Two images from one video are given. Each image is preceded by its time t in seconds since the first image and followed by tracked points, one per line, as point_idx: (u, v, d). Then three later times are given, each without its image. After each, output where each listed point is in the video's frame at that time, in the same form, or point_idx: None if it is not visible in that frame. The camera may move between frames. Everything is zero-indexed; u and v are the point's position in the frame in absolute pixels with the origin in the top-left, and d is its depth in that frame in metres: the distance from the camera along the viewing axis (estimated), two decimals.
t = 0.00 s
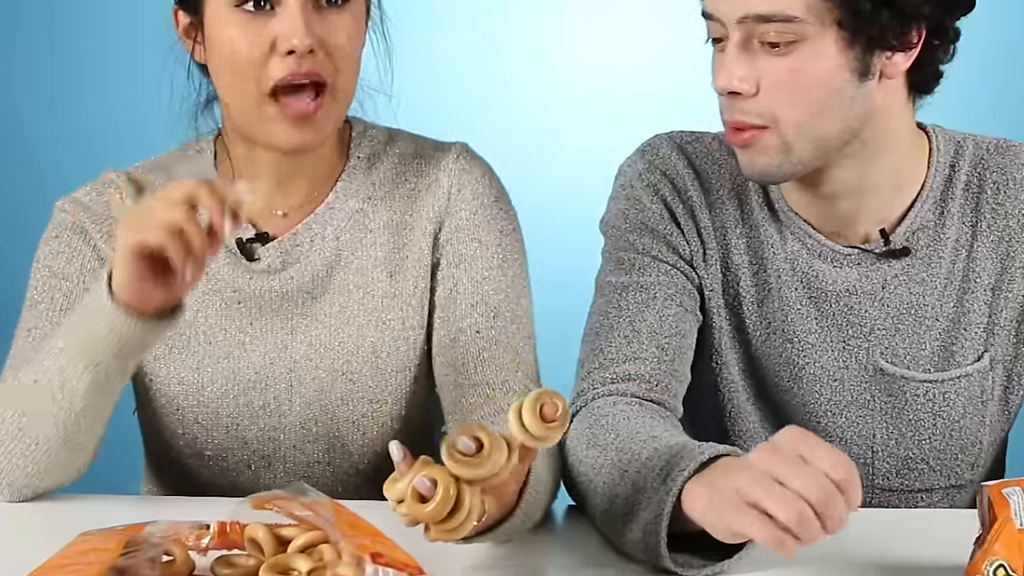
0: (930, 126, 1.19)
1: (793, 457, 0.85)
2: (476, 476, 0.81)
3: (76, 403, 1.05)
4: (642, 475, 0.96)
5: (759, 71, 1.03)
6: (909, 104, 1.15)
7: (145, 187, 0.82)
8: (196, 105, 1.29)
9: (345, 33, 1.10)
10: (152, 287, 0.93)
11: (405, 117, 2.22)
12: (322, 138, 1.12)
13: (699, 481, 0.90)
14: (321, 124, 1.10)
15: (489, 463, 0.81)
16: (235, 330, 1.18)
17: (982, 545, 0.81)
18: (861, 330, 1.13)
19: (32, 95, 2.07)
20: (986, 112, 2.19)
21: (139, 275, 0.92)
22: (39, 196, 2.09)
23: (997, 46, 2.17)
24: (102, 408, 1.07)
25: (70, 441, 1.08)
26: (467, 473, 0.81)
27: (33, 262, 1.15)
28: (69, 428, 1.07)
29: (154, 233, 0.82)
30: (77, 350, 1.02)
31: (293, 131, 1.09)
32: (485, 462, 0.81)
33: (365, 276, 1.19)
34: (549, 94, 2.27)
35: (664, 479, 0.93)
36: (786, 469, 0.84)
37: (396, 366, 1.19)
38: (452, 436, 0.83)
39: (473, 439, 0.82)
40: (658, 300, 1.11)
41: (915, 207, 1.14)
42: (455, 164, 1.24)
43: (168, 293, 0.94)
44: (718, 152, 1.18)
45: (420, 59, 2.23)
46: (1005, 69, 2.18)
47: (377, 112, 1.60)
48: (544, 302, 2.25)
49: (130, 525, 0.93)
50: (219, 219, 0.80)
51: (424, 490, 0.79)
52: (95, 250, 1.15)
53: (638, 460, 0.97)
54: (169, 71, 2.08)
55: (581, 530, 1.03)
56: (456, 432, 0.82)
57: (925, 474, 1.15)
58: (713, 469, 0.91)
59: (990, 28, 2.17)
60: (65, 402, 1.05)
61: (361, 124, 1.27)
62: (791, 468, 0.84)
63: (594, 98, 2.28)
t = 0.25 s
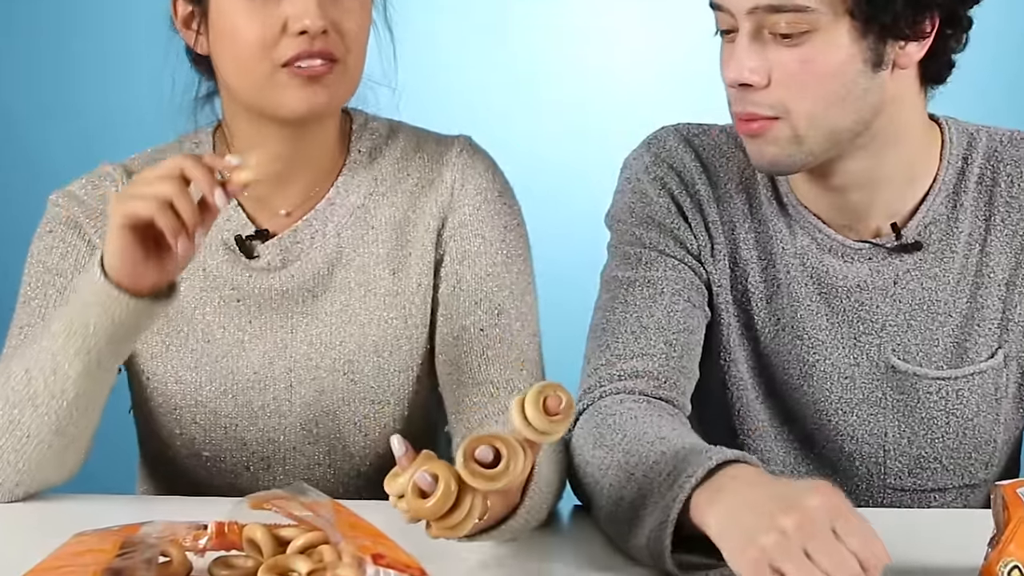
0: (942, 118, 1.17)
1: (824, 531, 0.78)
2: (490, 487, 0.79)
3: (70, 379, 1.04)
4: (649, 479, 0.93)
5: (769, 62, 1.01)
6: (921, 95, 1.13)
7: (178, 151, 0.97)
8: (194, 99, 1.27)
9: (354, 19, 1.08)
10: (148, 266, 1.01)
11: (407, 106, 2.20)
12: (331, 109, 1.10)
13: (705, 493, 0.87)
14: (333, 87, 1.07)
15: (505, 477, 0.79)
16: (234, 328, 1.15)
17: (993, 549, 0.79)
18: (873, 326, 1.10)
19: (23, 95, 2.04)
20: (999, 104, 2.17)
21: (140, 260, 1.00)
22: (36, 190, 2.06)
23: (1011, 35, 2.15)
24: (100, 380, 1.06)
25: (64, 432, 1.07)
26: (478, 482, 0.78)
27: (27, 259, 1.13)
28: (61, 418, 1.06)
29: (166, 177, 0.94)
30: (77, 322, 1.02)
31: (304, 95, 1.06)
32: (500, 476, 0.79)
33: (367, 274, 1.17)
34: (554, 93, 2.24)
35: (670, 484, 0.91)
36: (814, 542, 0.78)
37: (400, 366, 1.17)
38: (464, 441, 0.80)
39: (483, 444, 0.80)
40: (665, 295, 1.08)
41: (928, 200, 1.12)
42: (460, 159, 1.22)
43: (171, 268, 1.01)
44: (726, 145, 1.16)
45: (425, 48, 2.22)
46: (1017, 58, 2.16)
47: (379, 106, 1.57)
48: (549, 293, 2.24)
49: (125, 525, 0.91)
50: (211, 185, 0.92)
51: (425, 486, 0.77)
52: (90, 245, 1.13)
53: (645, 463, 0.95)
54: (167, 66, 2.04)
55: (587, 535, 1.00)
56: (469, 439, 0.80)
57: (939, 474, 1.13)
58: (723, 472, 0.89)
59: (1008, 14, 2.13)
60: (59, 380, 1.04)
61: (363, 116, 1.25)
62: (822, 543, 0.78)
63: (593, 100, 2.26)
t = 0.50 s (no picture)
0: (955, 109, 1.15)
1: (832, 539, 0.80)
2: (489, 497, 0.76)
3: (74, 331, 1.01)
4: (655, 484, 0.92)
5: (790, 54, 0.99)
6: (935, 87, 1.11)
7: (185, 91, 1.03)
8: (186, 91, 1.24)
9: (351, 4, 1.04)
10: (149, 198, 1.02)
11: (402, 93, 2.17)
12: (331, 96, 1.06)
13: (712, 506, 0.87)
14: (333, 73, 1.04)
15: (504, 487, 0.76)
16: (229, 326, 1.12)
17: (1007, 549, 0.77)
18: (885, 322, 1.08)
19: (23, 96, 2.03)
20: (1016, 96, 2.15)
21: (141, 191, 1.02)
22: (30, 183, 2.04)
23: None
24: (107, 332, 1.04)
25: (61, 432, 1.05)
26: (475, 489, 0.75)
27: (19, 252, 1.11)
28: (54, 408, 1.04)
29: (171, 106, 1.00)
30: (81, 268, 1.00)
31: (304, 81, 1.03)
32: (501, 486, 0.76)
33: (366, 271, 1.14)
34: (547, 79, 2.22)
35: (676, 489, 0.90)
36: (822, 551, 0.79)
37: (400, 365, 1.16)
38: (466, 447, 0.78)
39: (484, 451, 0.77)
40: (673, 291, 1.06)
41: (941, 194, 1.10)
42: (459, 151, 1.18)
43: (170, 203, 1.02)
44: (735, 136, 1.14)
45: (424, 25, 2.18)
46: None
47: (375, 97, 1.54)
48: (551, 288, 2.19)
49: (123, 525, 0.88)
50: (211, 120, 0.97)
51: (409, 461, 0.75)
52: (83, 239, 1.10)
53: (652, 468, 0.93)
54: (161, 70, 2.01)
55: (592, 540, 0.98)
56: (475, 441, 0.77)
57: (952, 473, 1.11)
58: (734, 481, 0.88)
59: None
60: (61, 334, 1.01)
61: (358, 107, 1.20)
62: (830, 553, 0.79)
63: (593, 99, 2.23)
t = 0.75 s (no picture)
0: (968, 101, 1.13)
1: (844, 541, 0.78)
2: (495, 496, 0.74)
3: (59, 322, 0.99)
4: (662, 483, 0.90)
5: (805, 46, 0.97)
6: (948, 78, 1.09)
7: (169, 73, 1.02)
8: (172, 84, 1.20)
9: (345, 11, 1.01)
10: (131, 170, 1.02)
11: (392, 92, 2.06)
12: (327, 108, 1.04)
13: (721, 507, 0.85)
14: (329, 89, 1.02)
15: (509, 485, 0.74)
16: (220, 325, 1.10)
17: None
18: (897, 318, 1.06)
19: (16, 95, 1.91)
20: None
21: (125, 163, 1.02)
22: (13, 178, 1.93)
23: None
24: (99, 308, 1.01)
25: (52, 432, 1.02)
26: (479, 487, 0.74)
27: (7, 247, 1.08)
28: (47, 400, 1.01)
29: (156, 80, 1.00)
30: (67, 244, 0.98)
31: (301, 96, 1.01)
32: (506, 485, 0.74)
33: (359, 268, 1.13)
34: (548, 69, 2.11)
35: (682, 490, 0.88)
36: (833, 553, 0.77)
37: (395, 364, 1.13)
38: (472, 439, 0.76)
39: (489, 449, 0.75)
40: (680, 286, 1.04)
41: (955, 187, 1.08)
42: (455, 143, 1.17)
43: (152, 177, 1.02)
44: (743, 128, 1.11)
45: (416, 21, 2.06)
46: None
47: (366, 91, 1.51)
48: (551, 282, 2.11)
49: (117, 526, 0.86)
50: (194, 95, 0.98)
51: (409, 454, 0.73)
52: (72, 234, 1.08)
53: (659, 467, 0.91)
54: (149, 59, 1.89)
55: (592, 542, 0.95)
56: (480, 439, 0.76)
57: (965, 472, 1.08)
58: (742, 480, 0.86)
59: None
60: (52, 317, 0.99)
61: (349, 99, 1.17)
62: (841, 555, 0.77)
63: (593, 78, 2.11)
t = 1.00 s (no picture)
0: (981, 93, 1.11)
1: (853, 542, 0.76)
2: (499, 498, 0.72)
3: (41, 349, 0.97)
4: (668, 483, 0.88)
5: (814, 37, 0.95)
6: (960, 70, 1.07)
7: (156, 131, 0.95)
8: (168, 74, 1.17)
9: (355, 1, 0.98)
10: (111, 237, 0.94)
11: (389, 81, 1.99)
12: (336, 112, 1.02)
13: (727, 506, 0.83)
14: (341, 92, 1.00)
15: (511, 485, 0.72)
16: (218, 318, 1.08)
17: None
18: (908, 314, 1.03)
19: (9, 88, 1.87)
20: None
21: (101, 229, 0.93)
22: (8, 168, 1.88)
23: None
24: (88, 341, 0.98)
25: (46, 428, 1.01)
26: (481, 487, 0.71)
27: None
28: (35, 403, 0.99)
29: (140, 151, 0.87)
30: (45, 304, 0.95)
31: (313, 104, 0.99)
32: (508, 486, 0.72)
33: (359, 263, 1.09)
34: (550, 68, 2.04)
35: (688, 490, 0.86)
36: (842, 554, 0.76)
37: (396, 361, 1.10)
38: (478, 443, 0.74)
39: (490, 449, 0.73)
40: (687, 281, 1.02)
41: (967, 180, 1.06)
42: (456, 141, 1.12)
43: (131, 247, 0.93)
44: (751, 120, 1.09)
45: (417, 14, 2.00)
46: None
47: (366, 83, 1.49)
48: (556, 281, 2.04)
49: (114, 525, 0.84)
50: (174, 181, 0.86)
51: (411, 453, 0.71)
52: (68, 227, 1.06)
53: (665, 467, 0.89)
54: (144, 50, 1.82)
55: (597, 541, 0.93)
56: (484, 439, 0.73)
57: (977, 471, 1.06)
58: (750, 480, 0.85)
59: None
60: (37, 334, 0.97)
61: (354, 93, 1.16)
62: (850, 556, 0.76)
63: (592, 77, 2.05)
